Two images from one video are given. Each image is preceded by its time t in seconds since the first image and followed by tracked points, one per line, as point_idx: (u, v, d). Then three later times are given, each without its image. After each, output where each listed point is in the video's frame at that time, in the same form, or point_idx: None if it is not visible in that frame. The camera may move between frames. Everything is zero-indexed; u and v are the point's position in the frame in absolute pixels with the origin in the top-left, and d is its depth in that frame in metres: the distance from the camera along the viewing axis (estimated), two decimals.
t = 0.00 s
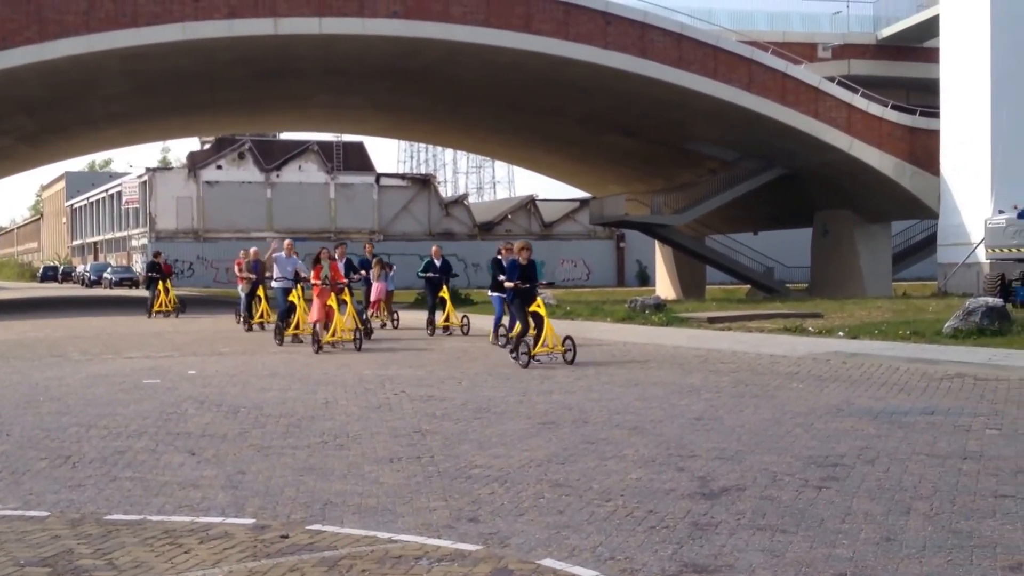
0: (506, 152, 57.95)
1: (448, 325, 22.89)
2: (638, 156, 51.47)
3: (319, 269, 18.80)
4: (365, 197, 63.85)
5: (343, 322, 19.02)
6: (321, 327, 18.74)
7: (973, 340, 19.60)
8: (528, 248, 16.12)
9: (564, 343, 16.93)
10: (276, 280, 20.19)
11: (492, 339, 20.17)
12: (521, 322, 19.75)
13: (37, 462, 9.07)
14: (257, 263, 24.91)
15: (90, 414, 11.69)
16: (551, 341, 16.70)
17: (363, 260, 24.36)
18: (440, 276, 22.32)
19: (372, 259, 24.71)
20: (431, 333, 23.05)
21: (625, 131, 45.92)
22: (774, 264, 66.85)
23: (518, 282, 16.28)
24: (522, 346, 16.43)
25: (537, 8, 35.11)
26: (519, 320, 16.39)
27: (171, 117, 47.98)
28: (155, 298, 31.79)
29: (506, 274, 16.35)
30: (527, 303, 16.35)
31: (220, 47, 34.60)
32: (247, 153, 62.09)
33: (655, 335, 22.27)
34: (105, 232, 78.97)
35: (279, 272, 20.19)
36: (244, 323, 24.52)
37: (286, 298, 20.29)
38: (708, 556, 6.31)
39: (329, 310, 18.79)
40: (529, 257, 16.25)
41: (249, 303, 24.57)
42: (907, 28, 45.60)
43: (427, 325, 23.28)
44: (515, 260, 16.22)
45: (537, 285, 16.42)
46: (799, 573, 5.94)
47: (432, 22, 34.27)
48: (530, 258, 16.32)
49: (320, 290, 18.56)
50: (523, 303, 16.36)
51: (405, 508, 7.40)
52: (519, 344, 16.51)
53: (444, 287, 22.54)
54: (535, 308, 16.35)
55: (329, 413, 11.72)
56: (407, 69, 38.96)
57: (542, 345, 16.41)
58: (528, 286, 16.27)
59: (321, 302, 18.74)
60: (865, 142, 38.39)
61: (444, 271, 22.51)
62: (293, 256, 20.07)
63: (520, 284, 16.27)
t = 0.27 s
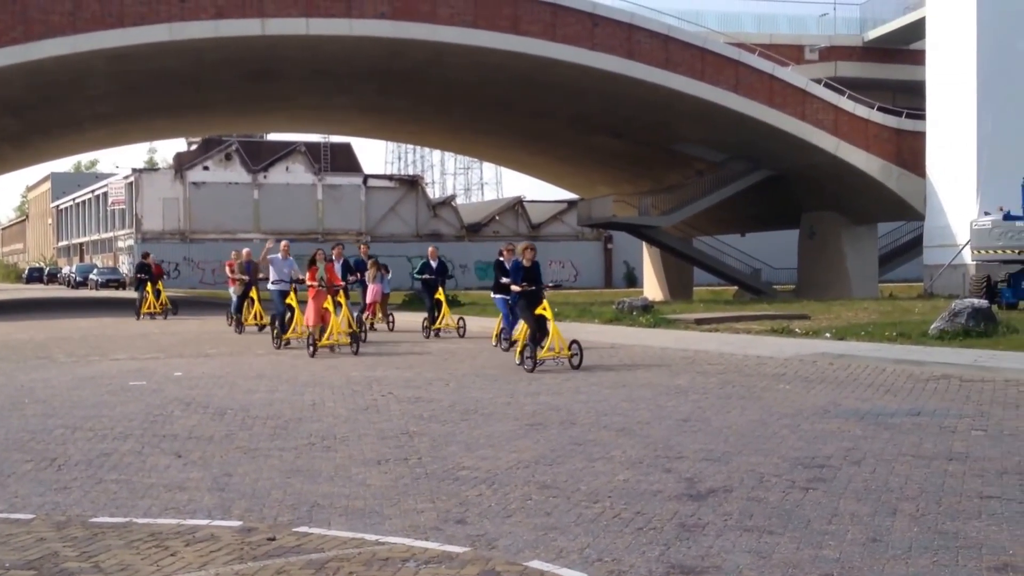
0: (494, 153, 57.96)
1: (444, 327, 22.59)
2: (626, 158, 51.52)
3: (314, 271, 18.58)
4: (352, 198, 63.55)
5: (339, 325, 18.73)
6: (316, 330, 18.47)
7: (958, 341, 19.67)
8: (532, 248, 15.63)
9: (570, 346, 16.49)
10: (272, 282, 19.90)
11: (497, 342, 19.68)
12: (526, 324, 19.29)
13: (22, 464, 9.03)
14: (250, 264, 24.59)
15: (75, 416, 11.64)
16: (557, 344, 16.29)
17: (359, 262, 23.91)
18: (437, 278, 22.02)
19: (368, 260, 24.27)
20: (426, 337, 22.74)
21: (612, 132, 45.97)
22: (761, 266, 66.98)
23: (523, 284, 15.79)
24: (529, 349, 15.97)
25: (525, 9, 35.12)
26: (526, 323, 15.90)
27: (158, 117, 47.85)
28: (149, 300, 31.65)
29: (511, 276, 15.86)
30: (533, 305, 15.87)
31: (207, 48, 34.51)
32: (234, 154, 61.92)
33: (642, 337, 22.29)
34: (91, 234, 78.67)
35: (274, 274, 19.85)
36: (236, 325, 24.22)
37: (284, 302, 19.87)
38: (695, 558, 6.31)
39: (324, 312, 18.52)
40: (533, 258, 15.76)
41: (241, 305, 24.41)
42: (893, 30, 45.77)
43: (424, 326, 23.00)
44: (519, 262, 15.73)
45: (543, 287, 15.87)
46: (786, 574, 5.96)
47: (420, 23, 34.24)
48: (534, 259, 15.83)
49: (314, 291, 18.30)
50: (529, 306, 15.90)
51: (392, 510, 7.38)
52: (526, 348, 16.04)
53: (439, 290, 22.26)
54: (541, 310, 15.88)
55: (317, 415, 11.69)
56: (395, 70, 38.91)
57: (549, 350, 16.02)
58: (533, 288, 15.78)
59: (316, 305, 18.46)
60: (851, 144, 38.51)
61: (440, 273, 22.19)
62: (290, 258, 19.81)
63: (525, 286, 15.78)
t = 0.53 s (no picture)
0: (480, 154, 57.96)
1: (439, 329, 22.35)
2: (613, 159, 51.59)
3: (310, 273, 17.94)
4: (338, 199, 63.51)
5: (336, 328, 18.18)
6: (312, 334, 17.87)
7: (943, 343, 19.76)
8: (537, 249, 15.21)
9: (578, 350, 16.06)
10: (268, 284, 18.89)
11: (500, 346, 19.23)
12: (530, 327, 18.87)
13: (6, 466, 8.99)
14: (242, 265, 24.50)
15: (60, 418, 11.59)
16: (564, 348, 15.83)
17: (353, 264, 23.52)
18: (432, 279, 21.76)
19: (362, 261, 23.86)
20: (421, 339, 22.42)
21: (599, 133, 46.02)
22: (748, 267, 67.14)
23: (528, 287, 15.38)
24: (536, 354, 15.54)
25: (511, 10, 35.13)
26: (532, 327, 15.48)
27: (143, 118, 47.68)
28: (142, 300, 31.56)
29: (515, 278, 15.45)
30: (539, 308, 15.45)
31: (194, 48, 34.43)
32: (220, 154, 61.57)
33: (629, 338, 22.33)
34: (76, 235, 78.35)
35: (272, 276, 18.89)
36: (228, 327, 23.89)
37: (280, 304, 19.06)
38: (681, 559, 6.32)
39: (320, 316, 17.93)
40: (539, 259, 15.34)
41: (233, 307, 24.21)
42: (878, 32, 45.94)
43: (419, 329, 22.72)
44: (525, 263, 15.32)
45: (550, 289, 15.56)
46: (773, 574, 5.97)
47: (407, 24, 34.22)
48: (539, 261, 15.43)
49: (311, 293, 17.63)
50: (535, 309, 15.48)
51: (378, 512, 7.37)
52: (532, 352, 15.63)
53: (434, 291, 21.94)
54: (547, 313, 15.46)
55: (303, 416, 11.68)
56: (382, 71, 38.88)
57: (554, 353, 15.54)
58: (539, 290, 15.37)
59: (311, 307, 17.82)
60: (837, 146, 38.61)
61: (435, 274, 21.95)
62: (286, 260, 18.78)
63: (531, 289, 15.38)
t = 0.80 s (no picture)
0: (466, 155, 57.93)
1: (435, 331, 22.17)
2: (599, 161, 51.63)
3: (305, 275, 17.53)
4: (324, 200, 63.26)
5: (334, 330, 17.69)
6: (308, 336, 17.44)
7: (928, 344, 19.85)
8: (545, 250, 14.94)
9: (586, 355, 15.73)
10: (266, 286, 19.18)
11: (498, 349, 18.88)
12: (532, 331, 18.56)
13: None
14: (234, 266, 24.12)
15: (43, 420, 11.53)
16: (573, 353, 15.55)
17: (346, 265, 23.24)
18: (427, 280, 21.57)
19: (355, 261, 23.43)
20: (417, 340, 22.10)
21: (585, 134, 46.05)
22: (733, 268, 67.30)
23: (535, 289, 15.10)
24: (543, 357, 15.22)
25: (497, 11, 35.12)
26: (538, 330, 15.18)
27: (128, 118, 47.50)
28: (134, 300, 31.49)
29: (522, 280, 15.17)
30: (547, 310, 15.16)
31: (179, 49, 34.32)
32: (205, 155, 61.22)
33: (615, 339, 22.36)
34: (60, 235, 78.01)
35: (268, 278, 19.18)
36: (221, 329, 23.58)
37: (278, 306, 19.19)
38: (667, 560, 6.33)
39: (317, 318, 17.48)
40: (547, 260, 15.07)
41: (225, 309, 23.91)
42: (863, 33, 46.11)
43: (414, 331, 22.52)
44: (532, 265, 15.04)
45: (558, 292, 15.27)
46: None
47: (393, 24, 34.18)
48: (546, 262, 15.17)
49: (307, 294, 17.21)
50: (541, 312, 15.20)
51: (364, 514, 7.36)
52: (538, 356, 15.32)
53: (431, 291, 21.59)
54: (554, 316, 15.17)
55: (289, 417, 11.66)
56: (368, 72, 38.82)
57: (562, 358, 15.29)
58: (547, 293, 15.11)
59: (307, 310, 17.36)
60: (822, 147, 38.72)
61: (431, 275, 21.77)
62: (283, 261, 19.20)
63: (539, 291, 15.11)
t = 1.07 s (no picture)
0: (452, 156, 57.90)
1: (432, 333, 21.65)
2: (584, 162, 51.67)
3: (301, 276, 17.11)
4: (309, 200, 63.28)
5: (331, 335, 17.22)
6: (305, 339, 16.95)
7: (912, 345, 19.91)
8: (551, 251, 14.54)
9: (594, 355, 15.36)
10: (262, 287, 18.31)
11: (500, 352, 18.50)
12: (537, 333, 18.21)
13: None
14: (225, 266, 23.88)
15: (25, 422, 11.47)
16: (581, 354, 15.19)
17: (341, 265, 22.79)
18: (423, 281, 21.00)
19: (351, 261, 23.00)
20: (413, 342, 21.67)
21: (571, 135, 46.08)
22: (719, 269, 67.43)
23: (541, 291, 14.68)
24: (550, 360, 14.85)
25: (483, 12, 35.11)
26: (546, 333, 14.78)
27: (112, 118, 47.31)
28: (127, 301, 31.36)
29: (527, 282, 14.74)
30: (553, 312, 14.73)
31: (163, 48, 34.19)
32: (190, 155, 61.30)
33: (600, 340, 22.37)
34: (44, 236, 77.63)
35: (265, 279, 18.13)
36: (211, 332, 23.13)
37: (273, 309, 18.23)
38: (652, 562, 6.33)
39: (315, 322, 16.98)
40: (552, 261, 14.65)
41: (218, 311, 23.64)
42: (847, 35, 46.27)
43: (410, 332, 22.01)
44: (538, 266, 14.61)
45: (564, 292, 14.83)
46: None
47: (379, 25, 34.13)
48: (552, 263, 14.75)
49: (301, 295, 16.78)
50: (547, 314, 14.79)
51: (348, 515, 7.34)
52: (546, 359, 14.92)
53: (426, 293, 21.12)
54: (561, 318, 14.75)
55: (273, 419, 11.63)
56: (353, 72, 38.76)
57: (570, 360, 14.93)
58: (553, 294, 14.66)
59: (303, 311, 16.92)
60: (807, 149, 38.83)
61: (427, 276, 21.20)
62: (279, 263, 18.09)
63: (545, 292, 14.66)
